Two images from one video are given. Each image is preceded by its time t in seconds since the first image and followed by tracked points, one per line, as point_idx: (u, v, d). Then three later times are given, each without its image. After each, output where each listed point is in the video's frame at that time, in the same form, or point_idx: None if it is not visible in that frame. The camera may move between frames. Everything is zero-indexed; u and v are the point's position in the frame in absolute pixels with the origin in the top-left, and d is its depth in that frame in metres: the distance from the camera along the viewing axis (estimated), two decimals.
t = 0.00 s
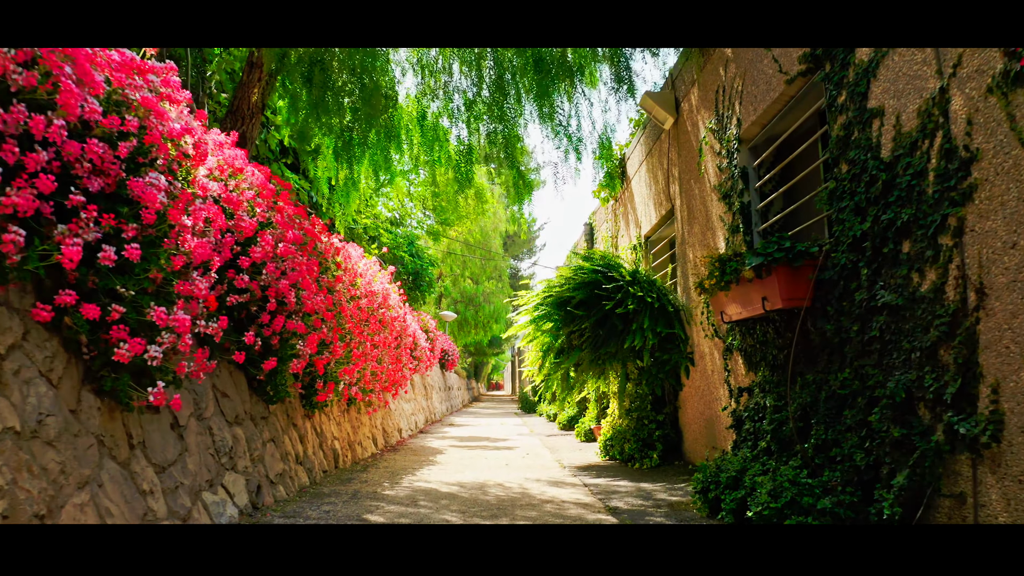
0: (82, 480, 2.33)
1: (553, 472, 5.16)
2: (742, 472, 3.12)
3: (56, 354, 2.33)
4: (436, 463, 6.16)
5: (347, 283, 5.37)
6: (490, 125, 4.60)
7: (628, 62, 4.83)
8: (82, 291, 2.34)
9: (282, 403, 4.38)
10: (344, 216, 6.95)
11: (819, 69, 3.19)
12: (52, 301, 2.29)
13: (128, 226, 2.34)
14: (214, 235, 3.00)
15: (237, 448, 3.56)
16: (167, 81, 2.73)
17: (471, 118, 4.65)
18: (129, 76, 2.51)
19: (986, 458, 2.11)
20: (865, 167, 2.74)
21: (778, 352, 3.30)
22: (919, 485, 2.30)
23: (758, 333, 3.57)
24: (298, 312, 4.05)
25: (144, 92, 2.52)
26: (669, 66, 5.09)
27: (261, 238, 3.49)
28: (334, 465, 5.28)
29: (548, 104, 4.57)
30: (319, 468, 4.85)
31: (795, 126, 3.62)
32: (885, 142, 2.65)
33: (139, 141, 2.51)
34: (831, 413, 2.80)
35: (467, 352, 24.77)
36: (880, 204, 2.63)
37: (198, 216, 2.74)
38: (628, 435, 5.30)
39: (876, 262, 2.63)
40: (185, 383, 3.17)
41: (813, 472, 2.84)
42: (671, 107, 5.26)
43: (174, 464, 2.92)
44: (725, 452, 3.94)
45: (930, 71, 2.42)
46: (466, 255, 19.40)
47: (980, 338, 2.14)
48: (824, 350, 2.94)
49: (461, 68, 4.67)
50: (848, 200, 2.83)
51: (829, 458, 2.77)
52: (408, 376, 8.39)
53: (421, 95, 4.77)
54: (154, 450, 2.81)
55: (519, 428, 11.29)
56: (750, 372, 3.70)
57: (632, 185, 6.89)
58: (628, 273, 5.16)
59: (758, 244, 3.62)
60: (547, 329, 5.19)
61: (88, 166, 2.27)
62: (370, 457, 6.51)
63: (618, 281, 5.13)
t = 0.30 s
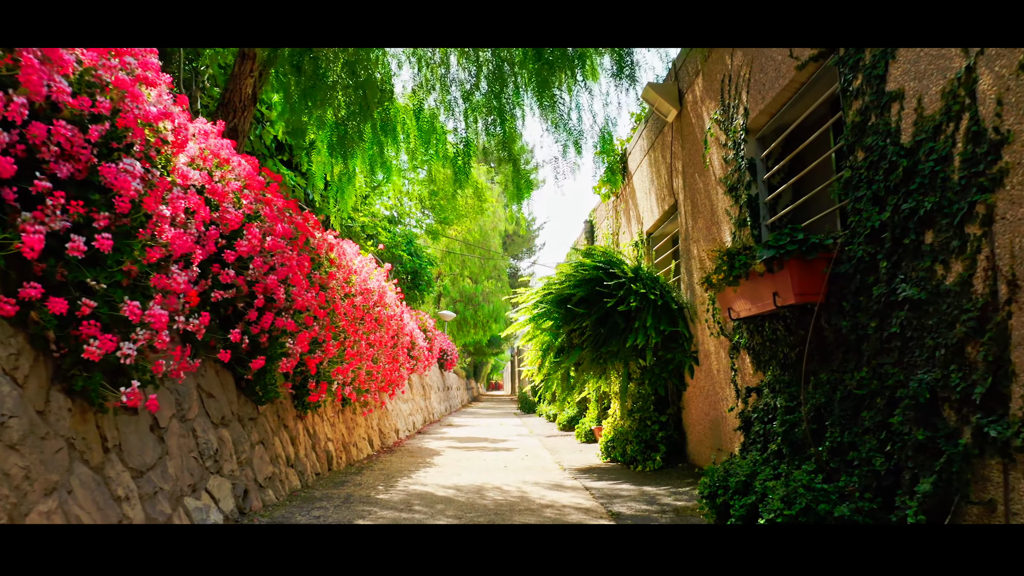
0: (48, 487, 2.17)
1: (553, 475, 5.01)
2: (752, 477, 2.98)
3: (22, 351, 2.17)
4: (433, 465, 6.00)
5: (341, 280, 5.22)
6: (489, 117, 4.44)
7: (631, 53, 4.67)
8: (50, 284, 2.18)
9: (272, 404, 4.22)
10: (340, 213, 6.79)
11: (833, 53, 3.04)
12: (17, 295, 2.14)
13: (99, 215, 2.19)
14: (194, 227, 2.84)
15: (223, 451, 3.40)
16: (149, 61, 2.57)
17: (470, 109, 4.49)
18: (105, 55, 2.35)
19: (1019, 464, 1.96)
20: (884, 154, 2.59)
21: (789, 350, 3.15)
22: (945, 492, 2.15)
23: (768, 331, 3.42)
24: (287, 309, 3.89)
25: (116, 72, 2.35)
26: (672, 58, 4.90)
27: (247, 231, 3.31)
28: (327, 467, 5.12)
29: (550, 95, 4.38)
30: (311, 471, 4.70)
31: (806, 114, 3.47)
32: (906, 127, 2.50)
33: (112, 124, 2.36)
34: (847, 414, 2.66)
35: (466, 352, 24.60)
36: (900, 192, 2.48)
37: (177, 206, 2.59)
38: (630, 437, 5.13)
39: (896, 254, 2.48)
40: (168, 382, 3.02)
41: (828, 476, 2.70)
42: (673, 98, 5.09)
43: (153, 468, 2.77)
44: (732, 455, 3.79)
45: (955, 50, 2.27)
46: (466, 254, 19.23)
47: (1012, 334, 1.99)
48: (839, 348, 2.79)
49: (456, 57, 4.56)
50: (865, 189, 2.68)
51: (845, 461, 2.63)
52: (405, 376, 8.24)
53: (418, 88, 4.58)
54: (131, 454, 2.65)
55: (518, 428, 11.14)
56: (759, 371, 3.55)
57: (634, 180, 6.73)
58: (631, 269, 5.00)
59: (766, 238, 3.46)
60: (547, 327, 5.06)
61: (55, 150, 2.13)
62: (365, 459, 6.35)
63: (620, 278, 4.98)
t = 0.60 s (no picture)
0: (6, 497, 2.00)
1: (553, 479, 4.83)
2: (766, 483, 2.81)
3: None
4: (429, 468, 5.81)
5: (335, 278, 5.05)
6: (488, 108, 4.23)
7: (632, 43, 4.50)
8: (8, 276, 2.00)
9: (260, 405, 4.04)
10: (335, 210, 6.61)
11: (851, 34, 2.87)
12: None
13: (62, 202, 2.01)
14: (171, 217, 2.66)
15: (206, 455, 3.22)
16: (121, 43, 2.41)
17: (468, 100, 4.27)
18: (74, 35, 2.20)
19: None
20: (909, 138, 2.42)
21: (804, 349, 2.98)
22: (980, 502, 1.98)
23: (781, 329, 3.25)
24: (275, 306, 3.71)
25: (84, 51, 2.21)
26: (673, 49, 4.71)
27: (231, 223, 3.13)
28: (320, 471, 4.94)
29: (550, 87, 4.19)
30: (303, 475, 4.51)
31: (820, 100, 3.31)
32: (935, 108, 2.33)
33: (78, 104, 2.20)
34: (870, 417, 2.48)
35: (465, 352, 24.46)
36: (928, 179, 2.31)
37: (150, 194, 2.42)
38: (633, 440, 4.94)
39: (923, 245, 2.31)
40: (145, 383, 2.84)
41: (849, 483, 2.53)
42: (677, 89, 4.91)
43: (127, 475, 2.59)
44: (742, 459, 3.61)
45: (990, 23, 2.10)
46: (464, 253, 19.06)
47: None
48: (858, 346, 2.62)
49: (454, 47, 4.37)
50: (889, 176, 2.51)
51: (867, 468, 2.46)
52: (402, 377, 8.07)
53: (416, 81, 4.36)
54: (103, 459, 2.47)
55: (518, 429, 10.98)
56: (770, 371, 3.37)
57: (636, 176, 6.55)
58: (634, 266, 4.82)
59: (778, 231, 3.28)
60: (547, 326, 4.91)
61: (14, 130, 1.96)
62: (360, 462, 6.17)
63: (622, 275, 4.79)
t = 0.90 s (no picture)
0: None
1: (555, 481, 4.67)
2: (782, 488, 2.67)
3: None
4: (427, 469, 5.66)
5: (330, 274, 4.89)
6: (489, 97, 3.98)
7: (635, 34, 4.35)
8: None
9: (251, 406, 3.88)
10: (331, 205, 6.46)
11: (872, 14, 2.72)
12: None
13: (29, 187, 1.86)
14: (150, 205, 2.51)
15: (191, 458, 3.06)
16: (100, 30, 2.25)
17: (467, 91, 4.05)
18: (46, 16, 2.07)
19: None
20: (937, 121, 2.27)
21: (822, 346, 2.83)
22: (1017, 510, 1.81)
23: (795, 325, 3.10)
24: (266, 302, 3.55)
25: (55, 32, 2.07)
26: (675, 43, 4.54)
27: (217, 213, 2.98)
28: (315, 473, 4.79)
29: (551, 75, 4.01)
30: (296, 478, 4.35)
31: (835, 86, 3.16)
32: (966, 87, 2.18)
33: (47, 81, 2.06)
34: (894, 418, 2.33)
35: (465, 351, 24.29)
36: (959, 163, 2.16)
37: (128, 179, 2.28)
38: (637, 441, 4.79)
39: (953, 235, 2.16)
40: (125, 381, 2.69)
41: (872, 489, 2.38)
42: (683, 79, 4.75)
43: (104, 480, 2.43)
44: (753, 461, 3.46)
45: None
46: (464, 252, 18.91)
47: None
48: (881, 343, 2.47)
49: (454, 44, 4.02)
50: (914, 162, 2.36)
51: (892, 472, 2.31)
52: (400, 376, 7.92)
53: (414, 72, 4.13)
54: (78, 463, 2.32)
55: (517, 429, 10.83)
56: (784, 369, 3.22)
57: (639, 171, 6.40)
58: (638, 261, 4.66)
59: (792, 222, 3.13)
60: (549, 324, 4.77)
61: None
62: (356, 463, 6.01)
63: (627, 271, 4.63)
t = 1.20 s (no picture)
0: None
1: (559, 484, 4.50)
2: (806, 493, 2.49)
3: None
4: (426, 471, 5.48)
5: (326, 269, 4.72)
6: (490, 87, 3.72)
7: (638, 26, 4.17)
8: None
9: (241, 405, 3.69)
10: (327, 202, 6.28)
11: None
12: None
13: None
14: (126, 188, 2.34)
15: (174, 461, 2.88)
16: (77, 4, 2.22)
17: (466, 80, 3.78)
18: None
19: None
20: (976, 96, 2.10)
21: (845, 341, 2.66)
22: None
23: (815, 319, 2.92)
24: (255, 296, 3.36)
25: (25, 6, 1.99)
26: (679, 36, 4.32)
27: (201, 199, 2.81)
28: (309, 475, 4.60)
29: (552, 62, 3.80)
30: (289, 480, 4.17)
31: (857, 67, 2.99)
32: (1009, 58, 2.00)
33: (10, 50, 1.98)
34: (929, 418, 2.16)
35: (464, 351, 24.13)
36: (1000, 141, 1.99)
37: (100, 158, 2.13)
38: (644, 442, 4.60)
39: (995, 218, 1.98)
40: (101, 379, 2.51)
41: (906, 494, 2.20)
42: (692, 66, 4.53)
43: (75, 485, 2.25)
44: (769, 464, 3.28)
45: None
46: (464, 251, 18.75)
47: None
48: (913, 337, 2.30)
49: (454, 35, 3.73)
50: (950, 142, 2.19)
51: (927, 476, 2.14)
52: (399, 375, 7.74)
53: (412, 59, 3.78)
54: (47, 466, 2.14)
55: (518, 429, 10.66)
56: (803, 366, 3.05)
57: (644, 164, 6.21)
58: (645, 256, 4.48)
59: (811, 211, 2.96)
60: (552, 321, 4.63)
61: None
62: (353, 465, 5.83)
63: (633, 265, 4.46)
